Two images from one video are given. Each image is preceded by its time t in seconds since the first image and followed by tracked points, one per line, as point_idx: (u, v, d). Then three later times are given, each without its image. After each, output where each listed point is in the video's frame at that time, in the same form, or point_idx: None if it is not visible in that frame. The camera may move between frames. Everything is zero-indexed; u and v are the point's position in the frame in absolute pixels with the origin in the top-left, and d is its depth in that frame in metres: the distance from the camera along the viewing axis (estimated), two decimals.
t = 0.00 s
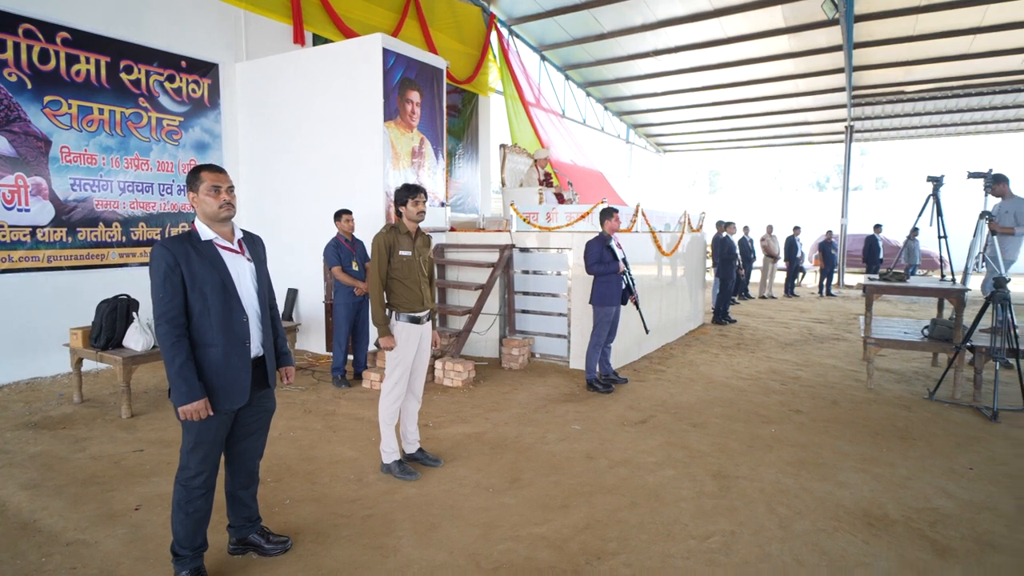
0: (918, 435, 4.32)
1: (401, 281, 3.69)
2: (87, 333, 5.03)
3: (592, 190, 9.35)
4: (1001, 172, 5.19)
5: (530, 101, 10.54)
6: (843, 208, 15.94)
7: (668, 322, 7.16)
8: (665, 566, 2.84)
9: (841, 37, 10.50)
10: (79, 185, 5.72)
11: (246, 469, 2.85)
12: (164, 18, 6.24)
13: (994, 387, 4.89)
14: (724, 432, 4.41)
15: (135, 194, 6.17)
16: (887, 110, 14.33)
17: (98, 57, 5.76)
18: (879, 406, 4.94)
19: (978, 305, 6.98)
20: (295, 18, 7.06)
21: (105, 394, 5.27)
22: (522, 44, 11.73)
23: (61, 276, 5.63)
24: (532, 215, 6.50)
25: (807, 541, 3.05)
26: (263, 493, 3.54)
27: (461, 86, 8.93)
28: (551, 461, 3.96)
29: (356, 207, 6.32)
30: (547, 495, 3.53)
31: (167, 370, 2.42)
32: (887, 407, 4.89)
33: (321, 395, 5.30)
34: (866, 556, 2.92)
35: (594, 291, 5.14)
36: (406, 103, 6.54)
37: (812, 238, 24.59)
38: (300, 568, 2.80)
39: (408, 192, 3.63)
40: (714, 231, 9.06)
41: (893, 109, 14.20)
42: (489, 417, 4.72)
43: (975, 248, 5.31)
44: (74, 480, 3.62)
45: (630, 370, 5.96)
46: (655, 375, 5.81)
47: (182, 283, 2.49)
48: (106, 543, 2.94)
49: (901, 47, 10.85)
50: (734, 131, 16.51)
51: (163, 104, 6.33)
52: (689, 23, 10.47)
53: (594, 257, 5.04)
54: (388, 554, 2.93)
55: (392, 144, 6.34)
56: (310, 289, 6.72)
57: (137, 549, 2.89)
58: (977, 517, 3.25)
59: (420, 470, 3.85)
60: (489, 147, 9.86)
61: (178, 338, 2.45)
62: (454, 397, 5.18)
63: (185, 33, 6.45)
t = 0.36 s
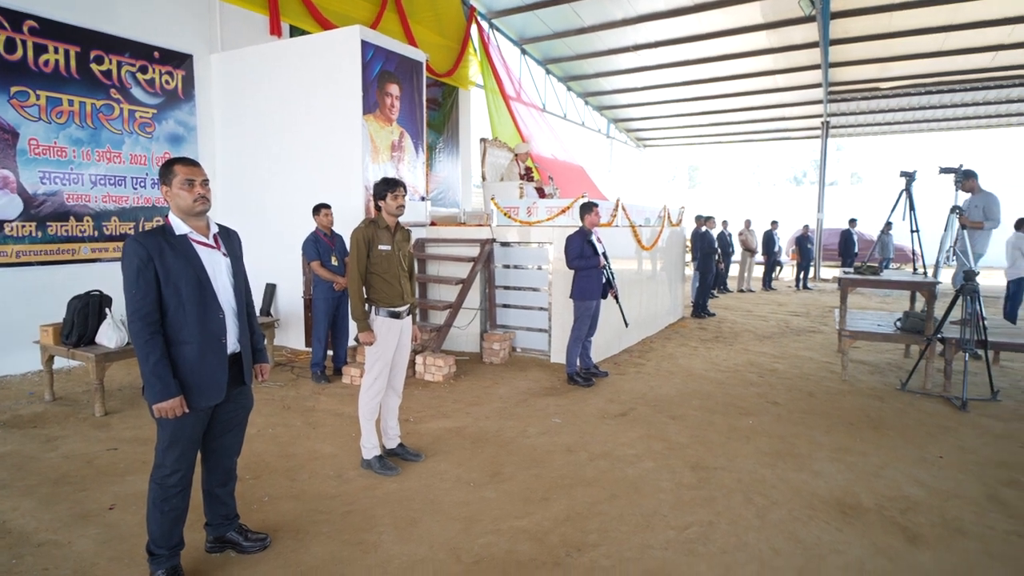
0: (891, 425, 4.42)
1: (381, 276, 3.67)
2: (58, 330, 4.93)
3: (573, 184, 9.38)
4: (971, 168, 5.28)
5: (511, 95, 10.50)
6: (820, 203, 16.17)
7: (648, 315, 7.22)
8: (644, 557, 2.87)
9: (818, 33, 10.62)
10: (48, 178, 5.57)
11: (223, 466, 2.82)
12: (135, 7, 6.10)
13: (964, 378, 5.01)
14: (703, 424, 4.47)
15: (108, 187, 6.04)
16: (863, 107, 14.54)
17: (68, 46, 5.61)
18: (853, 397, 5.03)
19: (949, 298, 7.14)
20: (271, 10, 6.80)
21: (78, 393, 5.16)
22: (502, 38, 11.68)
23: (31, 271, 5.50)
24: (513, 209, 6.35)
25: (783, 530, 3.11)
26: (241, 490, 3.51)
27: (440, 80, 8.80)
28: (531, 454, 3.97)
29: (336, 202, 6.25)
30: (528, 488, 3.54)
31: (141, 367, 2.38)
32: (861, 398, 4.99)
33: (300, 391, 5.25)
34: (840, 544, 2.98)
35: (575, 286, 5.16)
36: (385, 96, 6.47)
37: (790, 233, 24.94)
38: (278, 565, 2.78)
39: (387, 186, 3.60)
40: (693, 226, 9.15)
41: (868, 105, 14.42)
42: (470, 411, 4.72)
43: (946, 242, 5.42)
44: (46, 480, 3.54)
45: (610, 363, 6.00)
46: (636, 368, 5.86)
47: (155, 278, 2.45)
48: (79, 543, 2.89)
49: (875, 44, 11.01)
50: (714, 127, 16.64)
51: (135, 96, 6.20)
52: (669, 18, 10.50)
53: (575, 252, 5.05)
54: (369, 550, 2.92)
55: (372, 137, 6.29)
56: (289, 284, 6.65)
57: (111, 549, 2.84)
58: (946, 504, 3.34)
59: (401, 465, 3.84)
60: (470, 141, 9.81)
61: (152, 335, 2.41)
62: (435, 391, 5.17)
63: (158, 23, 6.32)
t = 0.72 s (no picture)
0: (862, 415, 4.52)
1: (358, 270, 3.63)
2: (26, 327, 4.80)
3: (552, 178, 9.38)
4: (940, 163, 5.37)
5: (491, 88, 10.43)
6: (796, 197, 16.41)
7: (626, 309, 7.27)
8: (622, 548, 2.90)
9: (793, 29, 10.75)
10: (14, 171, 5.41)
11: (198, 464, 2.78)
12: None
13: (933, 368, 5.14)
14: (681, 416, 4.52)
15: (76, 180, 5.89)
16: (837, 103, 14.77)
17: (32, 35, 5.43)
18: (826, 387, 5.13)
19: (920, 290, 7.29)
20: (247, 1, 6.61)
21: (47, 391, 5.04)
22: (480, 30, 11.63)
23: None
24: (492, 203, 6.40)
25: (758, 519, 3.16)
26: (217, 488, 3.46)
27: (418, 72, 8.63)
28: (511, 448, 3.98)
29: (313, 195, 6.17)
30: (507, 482, 3.55)
31: (111, 364, 2.32)
32: (834, 388, 5.09)
33: (277, 387, 5.20)
34: (813, 532, 3.04)
35: (554, 280, 5.17)
36: (363, 88, 6.40)
37: (766, 227, 25.27)
38: (256, 562, 2.75)
39: (364, 179, 3.56)
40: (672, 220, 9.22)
41: (842, 101, 14.65)
42: (450, 405, 4.72)
43: (916, 235, 5.53)
44: (14, 480, 3.46)
45: (589, 356, 6.04)
46: (614, 361, 5.90)
47: (126, 273, 2.39)
48: (49, 544, 2.83)
49: (849, 40, 11.18)
50: (692, 121, 16.77)
51: (104, 86, 6.04)
52: (647, 13, 10.53)
53: (554, 246, 5.06)
54: (348, 545, 2.90)
55: (349, 130, 6.23)
56: (266, 279, 6.56)
57: (82, 550, 2.78)
58: (915, 491, 3.43)
59: (380, 460, 3.82)
60: (449, 135, 9.72)
61: (123, 331, 2.36)
62: (414, 386, 5.16)
63: (128, 11, 6.16)
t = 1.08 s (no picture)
0: (834, 404, 4.61)
1: (334, 264, 3.60)
2: None
3: (531, 172, 9.39)
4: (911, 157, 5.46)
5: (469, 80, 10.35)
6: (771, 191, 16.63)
7: (605, 302, 7.31)
8: (600, 538, 2.92)
9: (768, 24, 10.86)
10: None
11: (170, 461, 2.73)
12: None
13: (902, 357, 5.26)
14: (658, 407, 4.56)
15: (42, 173, 5.72)
16: (812, 97, 14.97)
17: None
18: (799, 377, 5.22)
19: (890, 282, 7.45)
20: None
21: (14, 389, 4.91)
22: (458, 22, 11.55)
23: None
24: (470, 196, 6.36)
25: (734, 507, 3.21)
26: (192, 485, 3.41)
27: (395, 64, 8.47)
28: (490, 441, 3.99)
29: (288, 188, 6.09)
30: (486, 474, 3.56)
31: (79, 360, 2.27)
32: (808, 378, 5.19)
33: (253, 383, 5.13)
34: (787, 519, 3.10)
35: (533, 273, 5.18)
36: (338, 80, 6.32)
37: (742, 221, 25.60)
38: (231, 560, 2.72)
39: (339, 171, 3.51)
40: (650, 213, 9.29)
41: (817, 96, 14.85)
42: (429, 399, 4.70)
43: (887, 228, 5.63)
44: None
45: (568, 349, 6.06)
46: (593, 354, 5.94)
47: (93, 267, 2.34)
48: (17, 545, 2.76)
49: (823, 36, 11.33)
50: (671, 115, 16.87)
51: (70, 76, 5.87)
52: (624, 7, 10.55)
53: (533, 239, 5.06)
54: (325, 541, 2.88)
55: (325, 122, 6.15)
56: (241, 273, 6.46)
57: (51, 551, 2.72)
58: (885, 477, 3.51)
59: (358, 455, 3.80)
60: (427, 127, 9.61)
61: (91, 326, 2.30)
62: (393, 380, 5.13)
63: None
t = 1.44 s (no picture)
0: (806, 396, 4.70)
1: (308, 259, 3.56)
2: None
3: (508, 167, 9.38)
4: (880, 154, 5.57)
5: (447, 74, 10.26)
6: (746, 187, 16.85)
7: (583, 296, 7.35)
8: (576, 531, 2.94)
9: (742, 22, 10.98)
10: None
11: (140, 461, 2.68)
12: None
13: (871, 349, 5.39)
14: (635, 400, 4.61)
15: (4, 166, 5.51)
16: (786, 94, 15.19)
17: None
18: (772, 370, 5.31)
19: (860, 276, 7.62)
20: None
21: None
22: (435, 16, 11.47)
23: None
24: (447, 190, 6.38)
25: (708, 498, 3.26)
26: (163, 485, 3.35)
27: (371, 58, 8.25)
28: (467, 436, 3.98)
29: (261, 182, 5.99)
30: (464, 469, 3.56)
31: (43, 358, 2.21)
32: (780, 371, 5.28)
33: (227, 380, 5.06)
34: (760, 509, 3.16)
35: (510, 268, 5.18)
36: (312, 72, 6.25)
37: (717, 216, 25.92)
38: (204, 560, 2.68)
39: (313, 165, 3.47)
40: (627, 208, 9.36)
41: (790, 93, 15.07)
42: (406, 395, 4.68)
43: (856, 223, 5.75)
44: None
45: (546, 344, 6.09)
46: (570, 348, 5.97)
47: (57, 263, 2.27)
48: None
49: (795, 34, 11.50)
50: (648, 111, 16.97)
51: (32, 66, 5.67)
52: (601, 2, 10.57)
53: (510, 234, 5.05)
54: (301, 539, 2.86)
55: (299, 115, 6.06)
56: (212, 269, 6.35)
57: (16, 554, 2.66)
58: (854, 467, 3.59)
59: (334, 452, 3.76)
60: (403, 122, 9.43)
61: (55, 323, 2.24)
62: (370, 376, 5.10)
63: None
